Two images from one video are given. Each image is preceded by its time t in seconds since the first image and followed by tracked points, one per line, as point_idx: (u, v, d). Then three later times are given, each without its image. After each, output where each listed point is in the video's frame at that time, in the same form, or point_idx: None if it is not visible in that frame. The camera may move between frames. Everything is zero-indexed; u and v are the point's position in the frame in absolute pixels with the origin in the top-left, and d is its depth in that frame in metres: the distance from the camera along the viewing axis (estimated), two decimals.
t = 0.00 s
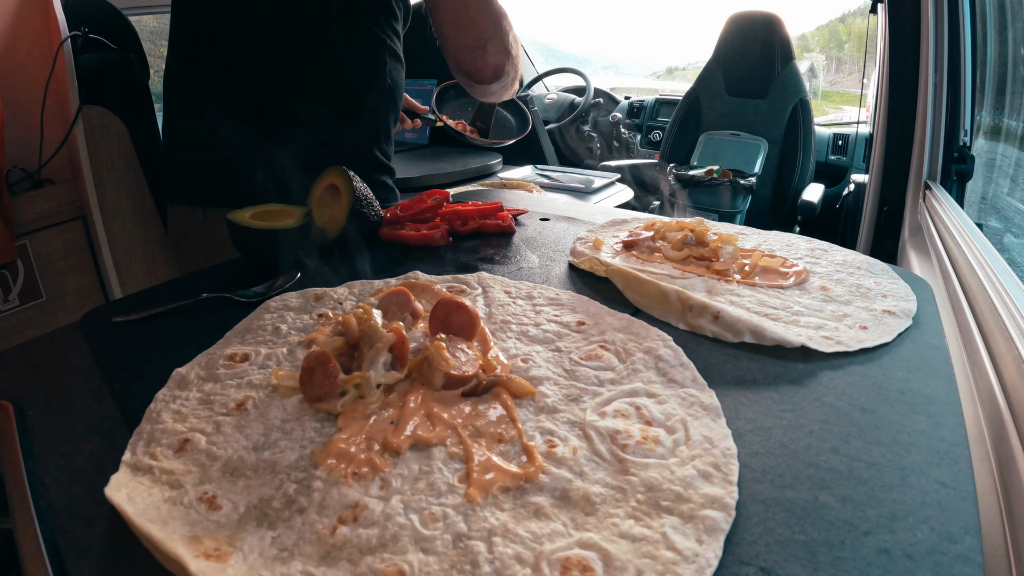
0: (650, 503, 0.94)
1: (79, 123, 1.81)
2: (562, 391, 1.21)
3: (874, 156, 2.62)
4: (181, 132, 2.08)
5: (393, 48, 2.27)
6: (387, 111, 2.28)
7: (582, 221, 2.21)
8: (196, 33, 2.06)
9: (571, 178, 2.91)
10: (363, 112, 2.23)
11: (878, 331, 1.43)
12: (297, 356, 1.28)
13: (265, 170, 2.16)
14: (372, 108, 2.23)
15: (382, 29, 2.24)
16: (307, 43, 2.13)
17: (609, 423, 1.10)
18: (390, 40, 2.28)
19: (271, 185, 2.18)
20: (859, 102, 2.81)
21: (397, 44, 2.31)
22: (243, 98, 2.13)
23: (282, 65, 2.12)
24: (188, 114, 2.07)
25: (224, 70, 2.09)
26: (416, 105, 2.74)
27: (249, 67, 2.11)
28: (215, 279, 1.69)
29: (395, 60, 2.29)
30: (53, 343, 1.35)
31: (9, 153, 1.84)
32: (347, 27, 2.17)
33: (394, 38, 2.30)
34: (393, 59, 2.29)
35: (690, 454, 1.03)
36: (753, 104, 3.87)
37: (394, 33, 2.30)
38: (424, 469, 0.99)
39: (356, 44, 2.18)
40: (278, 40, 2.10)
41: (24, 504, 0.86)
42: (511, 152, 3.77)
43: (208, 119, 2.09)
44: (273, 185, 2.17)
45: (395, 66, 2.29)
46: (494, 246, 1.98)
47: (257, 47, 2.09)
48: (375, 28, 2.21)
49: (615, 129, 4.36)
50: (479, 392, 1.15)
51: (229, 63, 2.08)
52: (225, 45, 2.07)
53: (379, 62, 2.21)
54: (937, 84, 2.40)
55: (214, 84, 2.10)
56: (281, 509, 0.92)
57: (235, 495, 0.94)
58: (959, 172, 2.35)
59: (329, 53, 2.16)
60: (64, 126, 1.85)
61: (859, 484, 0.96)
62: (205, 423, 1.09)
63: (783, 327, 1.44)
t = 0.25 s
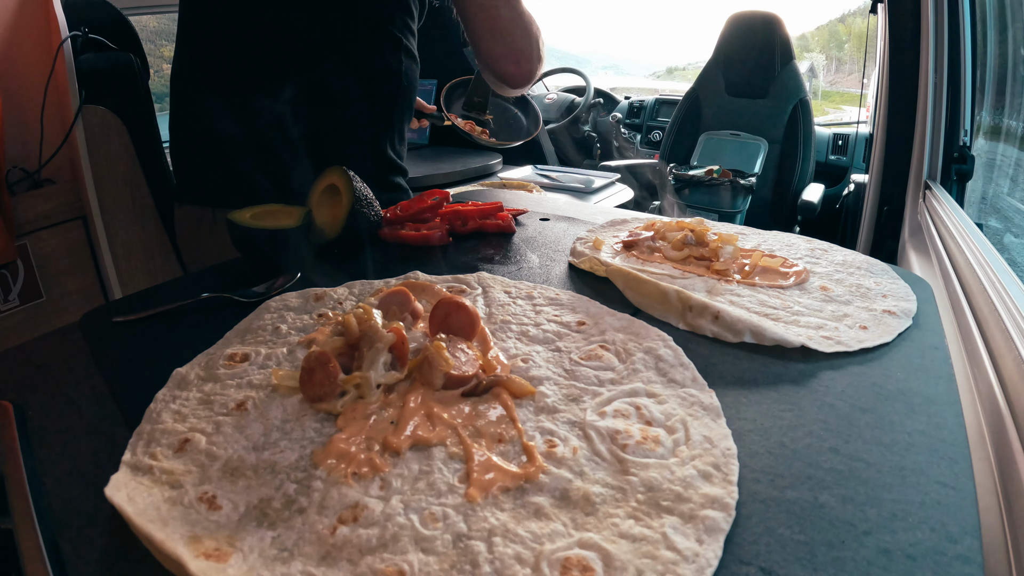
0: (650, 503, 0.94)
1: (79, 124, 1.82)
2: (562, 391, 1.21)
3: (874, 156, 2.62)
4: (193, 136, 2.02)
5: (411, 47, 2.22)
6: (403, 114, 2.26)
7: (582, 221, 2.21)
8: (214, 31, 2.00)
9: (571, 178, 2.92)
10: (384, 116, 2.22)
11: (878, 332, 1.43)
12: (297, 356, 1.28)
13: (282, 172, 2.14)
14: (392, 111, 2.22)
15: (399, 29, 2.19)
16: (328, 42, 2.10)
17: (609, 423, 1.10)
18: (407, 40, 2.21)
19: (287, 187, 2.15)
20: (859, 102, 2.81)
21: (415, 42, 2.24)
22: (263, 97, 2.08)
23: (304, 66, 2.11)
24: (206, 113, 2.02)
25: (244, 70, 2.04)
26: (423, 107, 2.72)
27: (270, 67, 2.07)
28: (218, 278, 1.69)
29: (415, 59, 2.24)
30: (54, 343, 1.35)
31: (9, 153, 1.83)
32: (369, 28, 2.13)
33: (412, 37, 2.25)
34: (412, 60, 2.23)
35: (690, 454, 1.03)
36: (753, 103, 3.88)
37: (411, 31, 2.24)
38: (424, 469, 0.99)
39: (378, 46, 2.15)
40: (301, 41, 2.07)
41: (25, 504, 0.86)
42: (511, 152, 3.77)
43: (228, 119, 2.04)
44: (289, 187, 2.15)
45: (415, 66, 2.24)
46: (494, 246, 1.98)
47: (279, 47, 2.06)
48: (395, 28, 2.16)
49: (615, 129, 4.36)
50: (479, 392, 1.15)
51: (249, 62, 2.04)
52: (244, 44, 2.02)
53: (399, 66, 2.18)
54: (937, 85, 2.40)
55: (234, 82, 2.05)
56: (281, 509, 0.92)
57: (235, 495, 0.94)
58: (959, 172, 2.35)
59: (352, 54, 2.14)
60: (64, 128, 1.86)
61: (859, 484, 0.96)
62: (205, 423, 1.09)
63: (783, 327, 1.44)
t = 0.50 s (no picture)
0: (650, 503, 0.94)
1: (78, 123, 1.82)
2: (562, 391, 1.21)
3: (874, 156, 2.62)
4: (203, 137, 2.00)
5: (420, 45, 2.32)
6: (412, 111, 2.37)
7: (582, 221, 2.21)
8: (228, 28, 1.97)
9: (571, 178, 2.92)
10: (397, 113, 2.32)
11: (878, 331, 1.43)
12: (297, 356, 1.28)
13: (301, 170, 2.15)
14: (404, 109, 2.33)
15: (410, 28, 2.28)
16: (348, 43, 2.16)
17: (609, 423, 1.10)
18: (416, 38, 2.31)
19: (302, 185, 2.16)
20: (859, 102, 2.81)
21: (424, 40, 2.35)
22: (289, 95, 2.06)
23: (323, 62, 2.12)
24: (222, 111, 2.01)
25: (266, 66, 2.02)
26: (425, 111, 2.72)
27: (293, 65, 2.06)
28: (221, 278, 1.69)
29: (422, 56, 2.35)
30: (54, 343, 1.35)
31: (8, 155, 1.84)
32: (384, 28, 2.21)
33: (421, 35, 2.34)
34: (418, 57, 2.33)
35: (690, 454, 1.03)
36: (753, 104, 3.88)
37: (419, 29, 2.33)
38: (424, 469, 0.99)
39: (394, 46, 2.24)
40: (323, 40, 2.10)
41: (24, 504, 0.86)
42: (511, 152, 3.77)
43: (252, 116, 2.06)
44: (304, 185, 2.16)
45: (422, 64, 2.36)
46: (494, 246, 1.98)
47: (296, 47, 2.06)
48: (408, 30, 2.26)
49: (615, 129, 4.37)
50: (479, 392, 1.15)
51: (274, 62, 2.02)
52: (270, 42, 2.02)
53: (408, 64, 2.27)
54: (937, 85, 2.40)
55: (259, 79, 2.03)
56: (281, 509, 0.92)
57: (235, 495, 0.94)
58: (959, 172, 2.35)
59: (363, 53, 2.21)
60: (63, 127, 1.85)
61: (859, 484, 0.96)
62: (205, 423, 1.09)
63: (783, 327, 1.45)
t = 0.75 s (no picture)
0: (650, 503, 0.94)
1: (78, 123, 1.81)
2: (562, 391, 1.21)
3: (874, 156, 2.62)
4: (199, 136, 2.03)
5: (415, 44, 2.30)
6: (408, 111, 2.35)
7: (582, 221, 2.21)
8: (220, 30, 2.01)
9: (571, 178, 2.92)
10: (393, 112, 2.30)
11: (878, 331, 1.43)
12: (297, 356, 1.28)
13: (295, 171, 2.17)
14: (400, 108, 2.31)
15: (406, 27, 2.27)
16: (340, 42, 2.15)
17: (609, 423, 1.10)
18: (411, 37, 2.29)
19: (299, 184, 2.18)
20: (858, 102, 2.81)
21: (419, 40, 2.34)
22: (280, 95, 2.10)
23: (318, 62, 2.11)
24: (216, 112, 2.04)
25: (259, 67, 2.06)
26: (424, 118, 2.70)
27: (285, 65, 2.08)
28: (218, 277, 1.69)
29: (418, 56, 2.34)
30: (53, 343, 1.35)
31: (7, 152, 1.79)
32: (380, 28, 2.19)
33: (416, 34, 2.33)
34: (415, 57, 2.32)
35: (690, 454, 1.03)
36: (753, 104, 3.88)
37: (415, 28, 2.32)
38: (424, 469, 0.99)
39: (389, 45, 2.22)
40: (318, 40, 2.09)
41: (24, 504, 0.86)
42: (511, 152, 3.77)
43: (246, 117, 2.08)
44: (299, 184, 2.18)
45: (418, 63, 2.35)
46: (494, 246, 1.98)
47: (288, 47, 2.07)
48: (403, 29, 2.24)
49: (615, 129, 4.37)
50: (479, 392, 1.15)
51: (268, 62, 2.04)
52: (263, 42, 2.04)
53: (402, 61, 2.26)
54: (937, 85, 2.40)
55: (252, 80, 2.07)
56: (281, 509, 0.92)
57: (235, 495, 0.94)
58: (959, 172, 2.35)
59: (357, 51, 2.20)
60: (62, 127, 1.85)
61: (859, 484, 0.96)
62: (205, 423, 1.09)
63: (783, 327, 1.45)
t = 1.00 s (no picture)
0: (650, 503, 0.94)
1: (79, 123, 1.82)
2: (562, 391, 1.21)
3: (874, 156, 2.62)
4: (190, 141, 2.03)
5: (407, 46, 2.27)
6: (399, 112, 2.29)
7: (582, 221, 2.21)
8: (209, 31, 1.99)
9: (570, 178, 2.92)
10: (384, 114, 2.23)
11: (878, 331, 1.43)
12: (297, 356, 1.28)
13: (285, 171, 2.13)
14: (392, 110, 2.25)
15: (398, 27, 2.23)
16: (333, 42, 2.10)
17: (609, 423, 1.10)
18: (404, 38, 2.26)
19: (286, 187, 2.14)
20: (859, 102, 2.81)
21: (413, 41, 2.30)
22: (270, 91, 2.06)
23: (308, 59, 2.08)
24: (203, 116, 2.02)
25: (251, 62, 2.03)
26: (426, 125, 2.67)
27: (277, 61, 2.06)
28: (217, 277, 1.69)
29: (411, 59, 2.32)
30: (53, 343, 1.35)
31: (7, 151, 1.81)
32: (372, 29, 2.15)
33: (410, 36, 2.30)
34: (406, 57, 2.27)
35: (690, 454, 1.03)
36: (753, 104, 3.88)
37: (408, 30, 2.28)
38: (424, 469, 0.99)
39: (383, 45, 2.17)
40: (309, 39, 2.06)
41: (24, 504, 0.86)
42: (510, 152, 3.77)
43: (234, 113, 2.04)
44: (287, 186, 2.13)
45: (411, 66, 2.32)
46: (494, 246, 1.97)
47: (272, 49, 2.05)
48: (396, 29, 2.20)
49: (615, 130, 4.36)
50: (479, 392, 1.15)
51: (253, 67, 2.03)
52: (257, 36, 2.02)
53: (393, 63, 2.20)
54: (937, 85, 2.40)
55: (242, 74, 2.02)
56: (281, 509, 0.92)
57: (235, 496, 0.94)
58: (959, 172, 2.36)
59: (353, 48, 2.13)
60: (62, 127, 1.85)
61: (859, 484, 0.96)
62: (205, 423, 1.09)
63: (783, 327, 1.44)
